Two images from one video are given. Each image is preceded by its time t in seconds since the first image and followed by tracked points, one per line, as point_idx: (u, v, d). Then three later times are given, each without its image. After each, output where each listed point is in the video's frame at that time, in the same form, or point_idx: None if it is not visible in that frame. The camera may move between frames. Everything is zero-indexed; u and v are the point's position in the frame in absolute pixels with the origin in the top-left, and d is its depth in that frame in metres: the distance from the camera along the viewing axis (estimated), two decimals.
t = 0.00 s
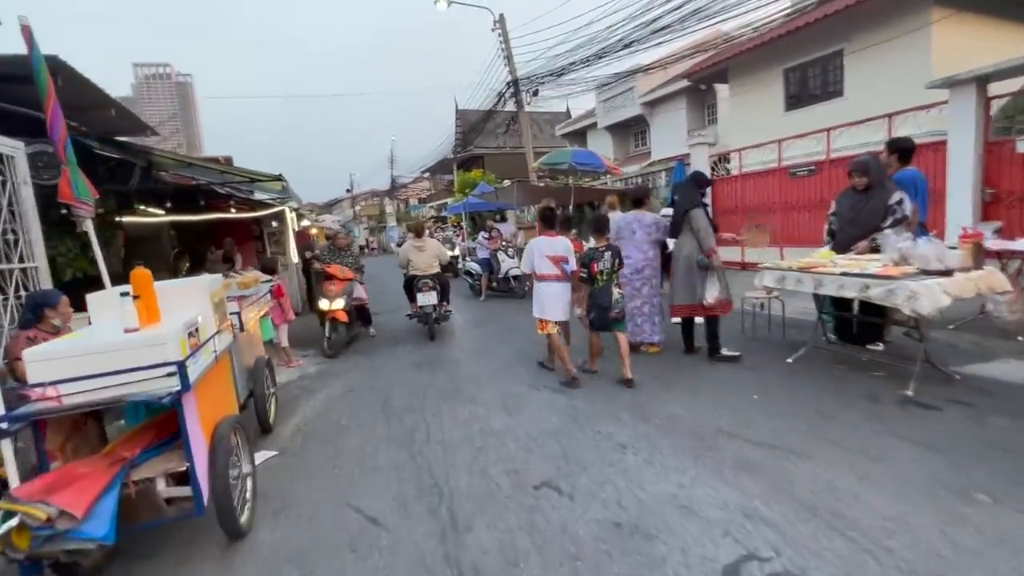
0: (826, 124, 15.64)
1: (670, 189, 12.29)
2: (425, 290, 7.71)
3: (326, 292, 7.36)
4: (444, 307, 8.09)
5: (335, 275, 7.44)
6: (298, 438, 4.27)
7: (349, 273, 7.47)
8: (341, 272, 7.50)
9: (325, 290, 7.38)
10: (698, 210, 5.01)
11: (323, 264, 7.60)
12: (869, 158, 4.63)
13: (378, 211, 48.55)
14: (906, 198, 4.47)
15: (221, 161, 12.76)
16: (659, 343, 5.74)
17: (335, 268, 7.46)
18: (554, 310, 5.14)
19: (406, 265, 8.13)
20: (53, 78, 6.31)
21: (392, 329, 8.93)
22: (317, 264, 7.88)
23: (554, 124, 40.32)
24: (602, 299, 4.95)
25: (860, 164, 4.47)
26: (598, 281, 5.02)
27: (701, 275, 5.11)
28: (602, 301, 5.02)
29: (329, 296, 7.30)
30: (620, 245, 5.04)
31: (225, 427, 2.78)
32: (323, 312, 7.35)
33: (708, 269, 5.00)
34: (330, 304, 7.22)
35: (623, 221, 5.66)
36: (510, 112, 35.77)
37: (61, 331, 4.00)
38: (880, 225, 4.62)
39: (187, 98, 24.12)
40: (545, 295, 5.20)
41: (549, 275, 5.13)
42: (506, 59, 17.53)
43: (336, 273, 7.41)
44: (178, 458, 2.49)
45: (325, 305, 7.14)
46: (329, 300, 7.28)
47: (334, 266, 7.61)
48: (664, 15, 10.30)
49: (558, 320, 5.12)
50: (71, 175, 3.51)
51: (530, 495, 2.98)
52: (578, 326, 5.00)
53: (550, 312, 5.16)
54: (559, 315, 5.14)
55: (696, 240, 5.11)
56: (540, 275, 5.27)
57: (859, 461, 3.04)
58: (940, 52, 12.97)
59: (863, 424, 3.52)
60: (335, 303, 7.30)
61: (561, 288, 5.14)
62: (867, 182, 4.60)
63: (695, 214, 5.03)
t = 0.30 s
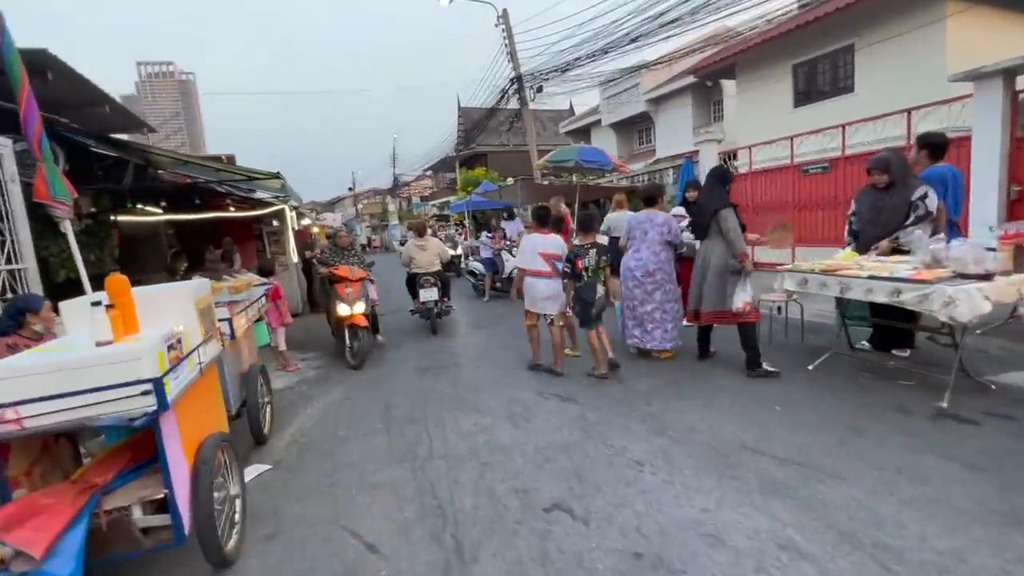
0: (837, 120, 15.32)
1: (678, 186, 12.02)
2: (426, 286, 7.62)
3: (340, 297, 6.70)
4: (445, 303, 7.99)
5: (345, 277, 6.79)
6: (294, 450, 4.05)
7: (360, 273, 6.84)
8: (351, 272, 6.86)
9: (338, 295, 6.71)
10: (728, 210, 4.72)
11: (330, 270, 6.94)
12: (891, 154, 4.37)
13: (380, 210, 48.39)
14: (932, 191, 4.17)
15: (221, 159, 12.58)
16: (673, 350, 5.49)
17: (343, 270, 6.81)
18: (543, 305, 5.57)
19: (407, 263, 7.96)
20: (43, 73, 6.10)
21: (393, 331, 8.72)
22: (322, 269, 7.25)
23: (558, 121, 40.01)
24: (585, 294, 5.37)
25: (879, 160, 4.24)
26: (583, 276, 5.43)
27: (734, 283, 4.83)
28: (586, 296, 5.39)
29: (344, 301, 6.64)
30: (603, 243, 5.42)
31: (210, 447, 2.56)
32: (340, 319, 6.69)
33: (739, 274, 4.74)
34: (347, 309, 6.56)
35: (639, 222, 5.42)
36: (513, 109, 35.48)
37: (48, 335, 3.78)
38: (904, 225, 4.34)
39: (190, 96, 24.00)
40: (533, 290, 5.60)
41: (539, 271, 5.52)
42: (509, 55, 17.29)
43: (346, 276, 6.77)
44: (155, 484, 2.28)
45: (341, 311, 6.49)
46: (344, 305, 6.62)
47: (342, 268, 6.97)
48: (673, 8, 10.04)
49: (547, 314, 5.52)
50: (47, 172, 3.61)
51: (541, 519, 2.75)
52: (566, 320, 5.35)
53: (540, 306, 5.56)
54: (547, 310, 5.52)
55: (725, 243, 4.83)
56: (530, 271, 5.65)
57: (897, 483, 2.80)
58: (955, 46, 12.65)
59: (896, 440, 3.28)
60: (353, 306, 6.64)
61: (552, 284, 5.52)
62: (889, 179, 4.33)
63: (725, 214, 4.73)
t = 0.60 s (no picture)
0: (846, 119, 15.08)
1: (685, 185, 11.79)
2: (429, 282, 7.49)
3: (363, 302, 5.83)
4: (447, 298, 7.85)
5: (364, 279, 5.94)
6: (292, 460, 3.83)
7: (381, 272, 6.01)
8: (369, 274, 6.01)
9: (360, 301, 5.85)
10: (782, 203, 4.41)
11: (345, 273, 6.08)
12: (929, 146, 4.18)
13: (382, 210, 48.22)
14: (969, 187, 3.91)
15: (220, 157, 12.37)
16: (687, 353, 5.26)
17: (360, 272, 5.93)
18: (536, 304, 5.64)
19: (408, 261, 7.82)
20: (34, 66, 5.87)
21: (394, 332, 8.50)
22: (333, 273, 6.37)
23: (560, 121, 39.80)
24: (577, 295, 5.35)
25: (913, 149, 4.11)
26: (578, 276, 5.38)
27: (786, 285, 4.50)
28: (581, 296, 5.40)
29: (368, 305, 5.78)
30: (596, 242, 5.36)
31: (198, 463, 2.34)
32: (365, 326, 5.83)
33: (785, 275, 4.43)
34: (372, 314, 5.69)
35: (656, 220, 5.20)
36: (515, 109, 35.28)
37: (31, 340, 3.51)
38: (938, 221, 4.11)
39: (191, 96, 23.85)
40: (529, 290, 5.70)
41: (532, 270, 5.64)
42: (513, 52, 17.07)
43: (365, 278, 5.91)
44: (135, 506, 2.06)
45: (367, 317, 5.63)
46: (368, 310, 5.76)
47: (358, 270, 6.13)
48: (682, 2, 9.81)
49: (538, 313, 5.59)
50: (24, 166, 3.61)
51: (560, 541, 2.52)
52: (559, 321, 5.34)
53: (533, 304, 5.65)
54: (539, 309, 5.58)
55: (775, 240, 4.52)
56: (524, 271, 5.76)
57: (947, 503, 2.57)
58: (968, 43, 12.41)
59: (938, 454, 3.05)
60: (379, 311, 5.80)
61: (545, 283, 5.62)
62: (923, 171, 4.14)
63: (778, 207, 4.41)
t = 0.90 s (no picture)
0: (856, 120, 14.84)
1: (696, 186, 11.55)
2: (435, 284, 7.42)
3: (400, 314, 4.63)
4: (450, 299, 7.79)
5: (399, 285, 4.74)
6: (296, 479, 3.57)
7: (421, 277, 4.83)
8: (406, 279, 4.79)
9: (397, 313, 4.65)
10: (838, 202, 4.26)
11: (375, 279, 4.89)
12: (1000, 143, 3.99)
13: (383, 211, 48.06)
14: None
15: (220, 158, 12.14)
16: (710, 362, 4.98)
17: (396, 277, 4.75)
18: (538, 304, 5.68)
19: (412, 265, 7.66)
20: (28, 61, 5.63)
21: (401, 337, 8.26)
22: (359, 280, 5.18)
23: (562, 122, 39.63)
24: (581, 293, 5.48)
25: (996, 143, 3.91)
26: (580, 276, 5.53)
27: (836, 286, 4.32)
28: (583, 297, 5.51)
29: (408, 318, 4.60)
30: (597, 243, 5.58)
31: (192, 495, 2.08)
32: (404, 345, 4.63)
33: (845, 279, 4.22)
34: (412, 330, 4.49)
35: (679, 222, 4.93)
36: (518, 110, 35.09)
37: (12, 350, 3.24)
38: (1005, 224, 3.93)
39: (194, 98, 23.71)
40: (528, 290, 5.70)
41: (529, 271, 5.66)
42: (518, 52, 16.85)
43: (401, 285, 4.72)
44: (118, 550, 1.81)
45: (406, 333, 4.42)
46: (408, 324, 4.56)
47: (390, 275, 4.94)
48: None
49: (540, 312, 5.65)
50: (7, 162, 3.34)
51: None
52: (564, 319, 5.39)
53: (535, 304, 5.68)
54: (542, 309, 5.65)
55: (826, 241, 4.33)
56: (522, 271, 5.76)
57: None
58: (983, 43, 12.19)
59: (1004, 480, 2.80)
60: (421, 325, 4.59)
61: (544, 283, 5.66)
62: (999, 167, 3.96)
63: (835, 205, 4.26)
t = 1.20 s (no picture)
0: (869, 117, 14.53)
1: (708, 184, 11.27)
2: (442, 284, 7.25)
3: (474, 336, 3.54)
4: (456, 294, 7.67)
5: (469, 299, 3.63)
6: (303, 495, 3.37)
7: (493, 287, 3.74)
8: (475, 288, 3.69)
9: (471, 335, 3.54)
10: (878, 199, 4.01)
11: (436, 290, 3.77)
12: None
13: (387, 211, 47.95)
14: None
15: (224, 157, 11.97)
16: (735, 368, 4.73)
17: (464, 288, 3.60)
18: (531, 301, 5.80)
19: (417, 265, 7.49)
20: (25, 56, 5.43)
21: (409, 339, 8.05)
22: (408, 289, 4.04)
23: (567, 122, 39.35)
24: (576, 292, 5.54)
25: None
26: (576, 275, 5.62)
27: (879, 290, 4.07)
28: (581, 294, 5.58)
29: (486, 342, 3.51)
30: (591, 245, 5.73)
31: (187, 524, 1.86)
32: (481, 375, 3.55)
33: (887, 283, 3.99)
34: (497, 358, 3.42)
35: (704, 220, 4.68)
36: (522, 109, 34.85)
37: None
38: None
39: (200, 99, 23.63)
40: (524, 286, 5.84)
41: (524, 269, 5.75)
42: (524, 49, 16.62)
43: (472, 299, 3.63)
44: None
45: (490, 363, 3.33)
46: (488, 350, 3.48)
47: (454, 284, 3.75)
48: None
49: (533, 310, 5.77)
50: None
51: None
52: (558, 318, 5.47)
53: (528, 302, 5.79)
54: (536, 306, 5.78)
55: (866, 241, 4.08)
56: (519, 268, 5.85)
57: None
58: (1004, 37, 11.86)
59: None
60: (504, 349, 3.50)
61: (538, 281, 5.72)
62: None
63: (875, 203, 4.01)
